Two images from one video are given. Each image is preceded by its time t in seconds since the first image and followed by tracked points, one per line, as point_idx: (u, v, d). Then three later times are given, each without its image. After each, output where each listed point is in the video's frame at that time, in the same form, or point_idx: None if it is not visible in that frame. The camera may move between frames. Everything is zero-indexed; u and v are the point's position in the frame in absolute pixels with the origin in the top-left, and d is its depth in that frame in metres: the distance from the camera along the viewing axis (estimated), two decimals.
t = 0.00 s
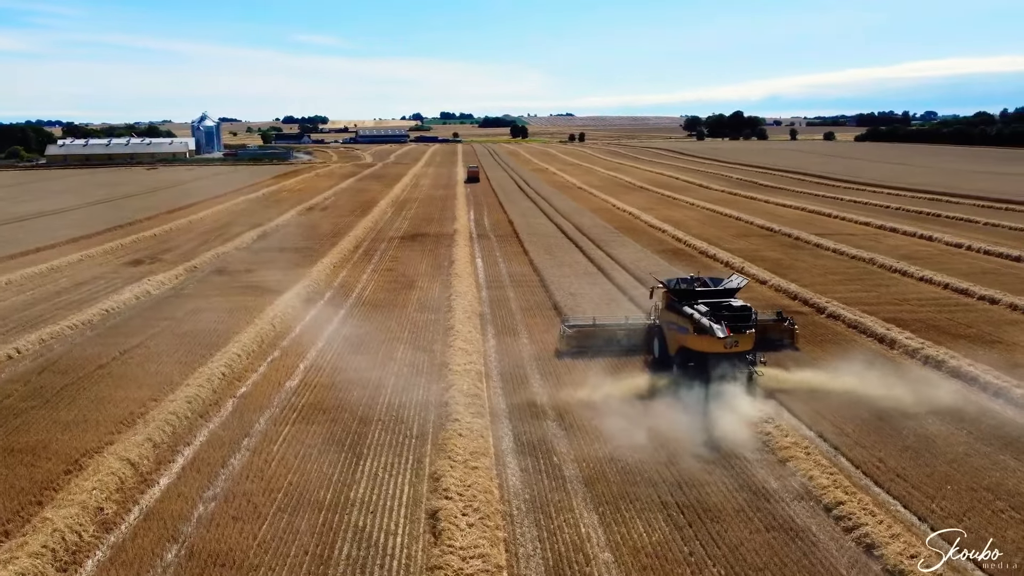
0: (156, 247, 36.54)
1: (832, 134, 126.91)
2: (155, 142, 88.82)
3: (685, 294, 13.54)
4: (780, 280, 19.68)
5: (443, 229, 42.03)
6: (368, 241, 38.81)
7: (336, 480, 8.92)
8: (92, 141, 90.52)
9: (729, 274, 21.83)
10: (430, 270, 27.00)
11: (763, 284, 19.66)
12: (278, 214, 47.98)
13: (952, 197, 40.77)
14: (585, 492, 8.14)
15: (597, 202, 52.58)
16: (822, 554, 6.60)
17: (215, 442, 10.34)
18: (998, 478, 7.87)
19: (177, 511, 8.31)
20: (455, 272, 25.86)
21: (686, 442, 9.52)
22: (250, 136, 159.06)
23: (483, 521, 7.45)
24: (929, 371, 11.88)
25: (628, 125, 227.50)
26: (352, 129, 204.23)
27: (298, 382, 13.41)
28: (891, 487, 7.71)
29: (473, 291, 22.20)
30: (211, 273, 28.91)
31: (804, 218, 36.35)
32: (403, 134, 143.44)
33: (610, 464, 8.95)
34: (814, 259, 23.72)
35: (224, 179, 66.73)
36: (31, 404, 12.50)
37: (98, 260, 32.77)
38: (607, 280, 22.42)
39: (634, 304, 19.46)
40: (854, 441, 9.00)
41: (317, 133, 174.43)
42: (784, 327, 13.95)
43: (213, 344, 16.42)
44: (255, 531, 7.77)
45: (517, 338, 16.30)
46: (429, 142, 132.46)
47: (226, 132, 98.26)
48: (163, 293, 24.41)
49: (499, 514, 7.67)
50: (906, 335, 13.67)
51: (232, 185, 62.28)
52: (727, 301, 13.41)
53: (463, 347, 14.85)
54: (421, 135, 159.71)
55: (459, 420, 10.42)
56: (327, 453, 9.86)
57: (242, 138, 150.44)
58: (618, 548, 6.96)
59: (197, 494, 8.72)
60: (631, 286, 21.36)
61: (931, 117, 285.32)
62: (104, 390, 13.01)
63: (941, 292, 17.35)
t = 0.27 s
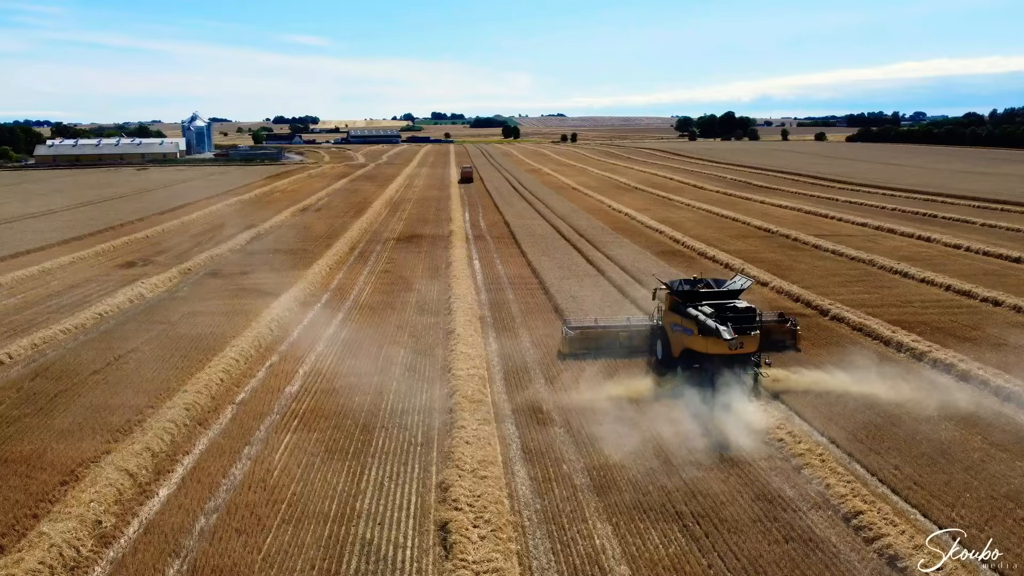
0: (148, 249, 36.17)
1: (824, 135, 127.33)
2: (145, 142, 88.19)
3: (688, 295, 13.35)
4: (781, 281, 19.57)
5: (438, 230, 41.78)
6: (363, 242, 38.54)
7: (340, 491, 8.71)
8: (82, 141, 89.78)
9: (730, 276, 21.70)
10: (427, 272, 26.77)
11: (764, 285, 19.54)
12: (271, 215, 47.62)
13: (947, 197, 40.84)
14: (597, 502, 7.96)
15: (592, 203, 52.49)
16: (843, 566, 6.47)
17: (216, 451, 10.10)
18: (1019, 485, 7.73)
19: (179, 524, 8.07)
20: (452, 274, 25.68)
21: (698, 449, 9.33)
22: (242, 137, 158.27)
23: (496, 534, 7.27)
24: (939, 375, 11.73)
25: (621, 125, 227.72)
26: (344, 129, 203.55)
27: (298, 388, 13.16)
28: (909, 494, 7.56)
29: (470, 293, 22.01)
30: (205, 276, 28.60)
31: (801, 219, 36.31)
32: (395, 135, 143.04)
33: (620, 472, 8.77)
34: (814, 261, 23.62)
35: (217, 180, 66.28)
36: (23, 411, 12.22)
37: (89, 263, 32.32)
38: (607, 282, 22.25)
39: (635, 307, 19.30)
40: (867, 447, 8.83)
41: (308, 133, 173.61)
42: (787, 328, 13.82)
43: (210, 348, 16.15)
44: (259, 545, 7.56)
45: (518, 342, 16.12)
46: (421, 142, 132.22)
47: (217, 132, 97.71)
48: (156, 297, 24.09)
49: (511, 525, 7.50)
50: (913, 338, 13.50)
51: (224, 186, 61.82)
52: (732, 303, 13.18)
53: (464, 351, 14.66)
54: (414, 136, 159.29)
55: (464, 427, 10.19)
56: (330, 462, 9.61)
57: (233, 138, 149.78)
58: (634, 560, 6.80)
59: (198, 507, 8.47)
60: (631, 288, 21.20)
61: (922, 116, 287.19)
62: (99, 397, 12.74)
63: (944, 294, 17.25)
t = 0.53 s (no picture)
0: (137, 250, 35.72)
1: (812, 136, 128.01)
2: (132, 143, 87.32)
3: (689, 295, 13.22)
4: (779, 282, 19.53)
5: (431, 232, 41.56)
6: (355, 244, 38.25)
7: (342, 502, 8.50)
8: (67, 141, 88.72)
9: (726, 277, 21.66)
10: (421, 274, 26.54)
11: (761, 286, 19.49)
12: (261, 216, 47.18)
13: (938, 198, 41.03)
14: (606, 511, 7.79)
15: (584, 204, 52.43)
16: None
17: (212, 461, 9.86)
18: None
19: (175, 538, 7.84)
20: (447, 276, 25.49)
21: (705, 456, 9.17)
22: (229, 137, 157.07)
23: (504, 547, 7.10)
24: (944, 378, 11.67)
25: (611, 125, 228.00)
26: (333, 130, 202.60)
27: (295, 394, 12.93)
28: (922, 501, 7.46)
29: (466, 295, 21.83)
30: (195, 278, 28.25)
31: (794, 219, 36.35)
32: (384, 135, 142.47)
33: (628, 479, 8.60)
34: (809, 262, 23.63)
35: (205, 181, 65.66)
36: (12, 420, 11.91)
37: (76, 265, 31.87)
38: (604, 284, 22.11)
39: (633, 309, 19.17)
40: (876, 452, 8.71)
41: (297, 133, 172.54)
42: (786, 329, 13.77)
43: (203, 353, 15.86)
44: (261, 559, 7.36)
45: (516, 345, 15.97)
46: (410, 142, 131.81)
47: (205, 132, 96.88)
48: (146, 300, 23.71)
49: (519, 537, 7.32)
50: (915, 340, 13.43)
51: (213, 187, 61.28)
52: (732, 303, 13.07)
53: (462, 354, 14.50)
54: (403, 137, 158.73)
55: (467, 434, 9.99)
56: (330, 472, 9.41)
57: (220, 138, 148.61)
58: (647, 572, 6.66)
59: (195, 519, 8.25)
60: (628, 289, 21.07)
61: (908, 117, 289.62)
62: (90, 405, 12.44)
63: (942, 295, 17.26)
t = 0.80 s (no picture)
0: (126, 252, 35.28)
1: (801, 137, 128.67)
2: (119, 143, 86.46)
3: (688, 296, 13.13)
4: (776, 283, 19.50)
5: (423, 233, 41.33)
6: (346, 245, 37.96)
7: (343, 512, 8.29)
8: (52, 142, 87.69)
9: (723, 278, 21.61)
10: (415, 276, 26.33)
11: (758, 288, 19.45)
12: (252, 217, 46.72)
13: (929, 198, 41.21)
14: (616, 522, 7.61)
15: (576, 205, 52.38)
16: None
17: (209, 470, 9.62)
18: None
19: (172, 553, 7.61)
20: (441, 277, 25.31)
21: (713, 461, 9.03)
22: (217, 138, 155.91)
23: (513, 561, 6.93)
24: (948, 381, 11.61)
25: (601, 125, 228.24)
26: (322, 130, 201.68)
27: (291, 400, 12.70)
28: (936, 509, 7.36)
29: (461, 296, 21.66)
30: (186, 280, 27.92)
31: (787, 220, 36.40)
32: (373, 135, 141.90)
33: (636, 486, 8.43)
34: (805, 263, 23.64)
35: (194, 181, 65.06)
36: (1, 428, 11.62)
37: (64, 267, 31.41)
38: (601, 286, 21.97)
39: (631, 311, 19.03)
40: (886, 457, 8.58)
41: (285, 133, 171.52)
42: (785, 330, 13.73)
43: (196, 358, 15.56)
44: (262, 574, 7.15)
45: (515, 348, 15.82)
46: (400, 143, 131.37)
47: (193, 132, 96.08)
48: (136, 303, 23.33)
49: (528, 550, 7.15)
50: (917, 342, 13.38)
51: (202, 188, 60.73)
52: (732, 302, 13.00)
53: (461, 358, 14.34)
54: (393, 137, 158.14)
55: (469, 442, 9.79)
56: (330, 481, 9.19)
57: (208, 138, 147.38)
58: None
59: (192, 533, 8.02)
60: (625, 291, 20.99)
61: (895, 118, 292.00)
62: (81, 412, 12.16)
63: (940, 296, 17.26)
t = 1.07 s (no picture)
0: (114, 254, 34.83)
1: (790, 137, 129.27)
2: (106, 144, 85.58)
3: (686, 296, 13.01)
4: (773, 285, 19.45)
5: (415, 234, 41.09)
6: (338, 246, 37.65)
7: (345, 523, 8.10)
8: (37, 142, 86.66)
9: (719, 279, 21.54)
10: (408, 277, 26.11)
11: (755, 289, 19.39)
12: (241, 218, 46.26)
13: (920, 199, 41.41)
14: (626, 532, 7.46)
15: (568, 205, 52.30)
16: None
17: (205, 480, 9.40)
18: None
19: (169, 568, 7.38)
20: (435, 279, 25.11)
21: (721, 467, 8.90)
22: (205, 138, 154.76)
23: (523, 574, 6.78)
24: (951, 383, 11.57)
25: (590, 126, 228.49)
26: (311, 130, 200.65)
27: (287, 405, 12.46)
28: (950, 515, 7.28)
29: (456, 299, 21.47)
30: (176, 283, 27.57)
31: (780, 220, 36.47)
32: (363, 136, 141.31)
33: (644, 494, 8.27)
34: (800, 264, 23.62)
35: (182, 182, 64.45)
36: None
37: (50, 270, 30.95)
38: (597, 288, 21.86)
39: (628, 313, 18.92)
40: (895, 462, 8.48)
41: (273, 134, 170.46)
42: (782, 330, 13.69)
43: (188, 364, 15.28)
44: None
45: (513, 350, 15.67)
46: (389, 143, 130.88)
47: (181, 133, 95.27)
48: (126, 307, 22.95)
49: (538, 562, 6.99)
50: (918, 344, 13.34)
51: (190, 188, 60.16)
52: (730, 301, 12.90)
53: (459, 362, 14.17)
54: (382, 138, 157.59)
55: (473, 449, 9.62)
56: (331, 490, 8.99)
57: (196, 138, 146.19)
58: None
59: (190, 546, 7.79)
60: (622, 293, 20.88)
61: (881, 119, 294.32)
62: (72, 420, 11.89)
63: (938, 298, 17.26)
